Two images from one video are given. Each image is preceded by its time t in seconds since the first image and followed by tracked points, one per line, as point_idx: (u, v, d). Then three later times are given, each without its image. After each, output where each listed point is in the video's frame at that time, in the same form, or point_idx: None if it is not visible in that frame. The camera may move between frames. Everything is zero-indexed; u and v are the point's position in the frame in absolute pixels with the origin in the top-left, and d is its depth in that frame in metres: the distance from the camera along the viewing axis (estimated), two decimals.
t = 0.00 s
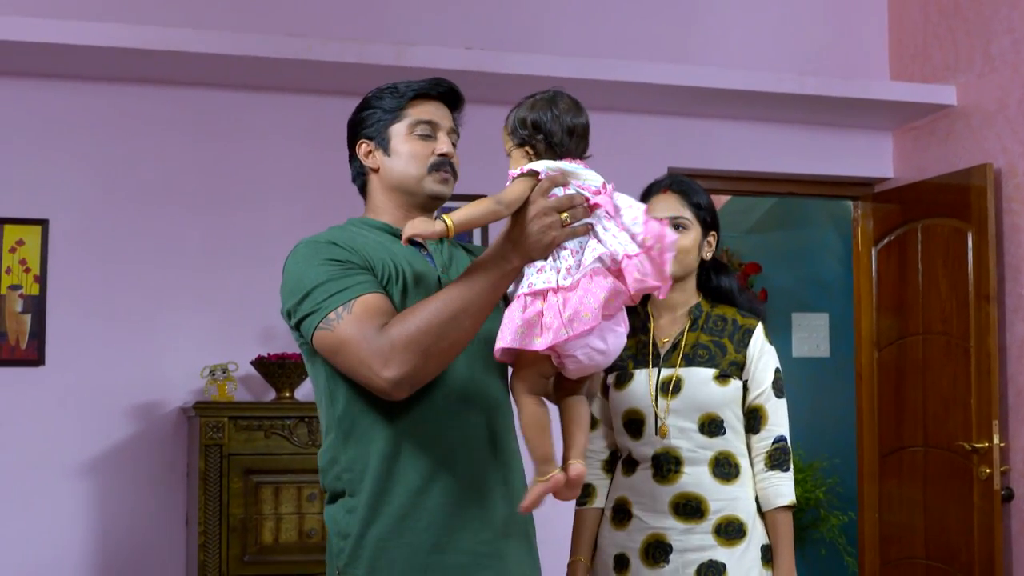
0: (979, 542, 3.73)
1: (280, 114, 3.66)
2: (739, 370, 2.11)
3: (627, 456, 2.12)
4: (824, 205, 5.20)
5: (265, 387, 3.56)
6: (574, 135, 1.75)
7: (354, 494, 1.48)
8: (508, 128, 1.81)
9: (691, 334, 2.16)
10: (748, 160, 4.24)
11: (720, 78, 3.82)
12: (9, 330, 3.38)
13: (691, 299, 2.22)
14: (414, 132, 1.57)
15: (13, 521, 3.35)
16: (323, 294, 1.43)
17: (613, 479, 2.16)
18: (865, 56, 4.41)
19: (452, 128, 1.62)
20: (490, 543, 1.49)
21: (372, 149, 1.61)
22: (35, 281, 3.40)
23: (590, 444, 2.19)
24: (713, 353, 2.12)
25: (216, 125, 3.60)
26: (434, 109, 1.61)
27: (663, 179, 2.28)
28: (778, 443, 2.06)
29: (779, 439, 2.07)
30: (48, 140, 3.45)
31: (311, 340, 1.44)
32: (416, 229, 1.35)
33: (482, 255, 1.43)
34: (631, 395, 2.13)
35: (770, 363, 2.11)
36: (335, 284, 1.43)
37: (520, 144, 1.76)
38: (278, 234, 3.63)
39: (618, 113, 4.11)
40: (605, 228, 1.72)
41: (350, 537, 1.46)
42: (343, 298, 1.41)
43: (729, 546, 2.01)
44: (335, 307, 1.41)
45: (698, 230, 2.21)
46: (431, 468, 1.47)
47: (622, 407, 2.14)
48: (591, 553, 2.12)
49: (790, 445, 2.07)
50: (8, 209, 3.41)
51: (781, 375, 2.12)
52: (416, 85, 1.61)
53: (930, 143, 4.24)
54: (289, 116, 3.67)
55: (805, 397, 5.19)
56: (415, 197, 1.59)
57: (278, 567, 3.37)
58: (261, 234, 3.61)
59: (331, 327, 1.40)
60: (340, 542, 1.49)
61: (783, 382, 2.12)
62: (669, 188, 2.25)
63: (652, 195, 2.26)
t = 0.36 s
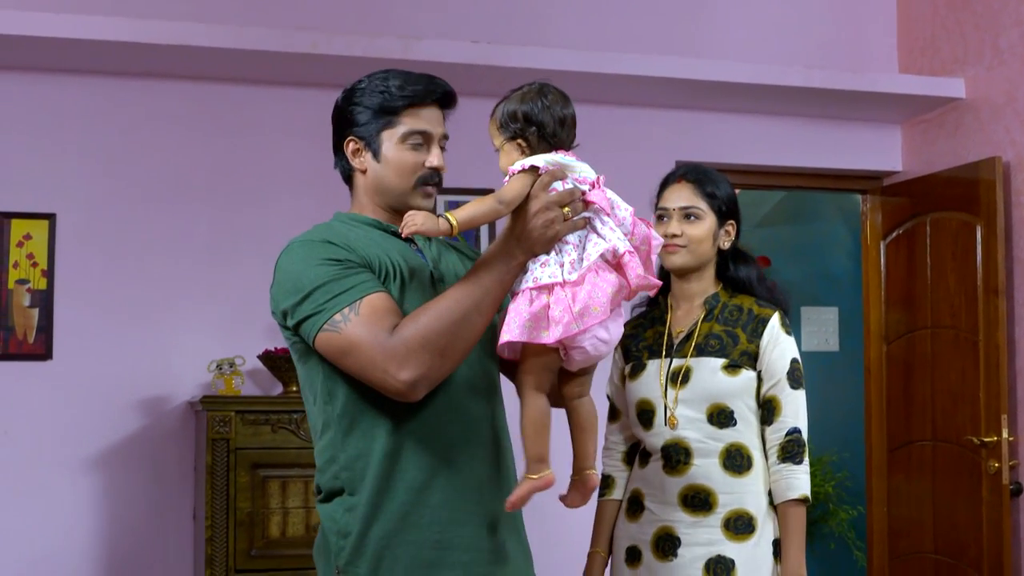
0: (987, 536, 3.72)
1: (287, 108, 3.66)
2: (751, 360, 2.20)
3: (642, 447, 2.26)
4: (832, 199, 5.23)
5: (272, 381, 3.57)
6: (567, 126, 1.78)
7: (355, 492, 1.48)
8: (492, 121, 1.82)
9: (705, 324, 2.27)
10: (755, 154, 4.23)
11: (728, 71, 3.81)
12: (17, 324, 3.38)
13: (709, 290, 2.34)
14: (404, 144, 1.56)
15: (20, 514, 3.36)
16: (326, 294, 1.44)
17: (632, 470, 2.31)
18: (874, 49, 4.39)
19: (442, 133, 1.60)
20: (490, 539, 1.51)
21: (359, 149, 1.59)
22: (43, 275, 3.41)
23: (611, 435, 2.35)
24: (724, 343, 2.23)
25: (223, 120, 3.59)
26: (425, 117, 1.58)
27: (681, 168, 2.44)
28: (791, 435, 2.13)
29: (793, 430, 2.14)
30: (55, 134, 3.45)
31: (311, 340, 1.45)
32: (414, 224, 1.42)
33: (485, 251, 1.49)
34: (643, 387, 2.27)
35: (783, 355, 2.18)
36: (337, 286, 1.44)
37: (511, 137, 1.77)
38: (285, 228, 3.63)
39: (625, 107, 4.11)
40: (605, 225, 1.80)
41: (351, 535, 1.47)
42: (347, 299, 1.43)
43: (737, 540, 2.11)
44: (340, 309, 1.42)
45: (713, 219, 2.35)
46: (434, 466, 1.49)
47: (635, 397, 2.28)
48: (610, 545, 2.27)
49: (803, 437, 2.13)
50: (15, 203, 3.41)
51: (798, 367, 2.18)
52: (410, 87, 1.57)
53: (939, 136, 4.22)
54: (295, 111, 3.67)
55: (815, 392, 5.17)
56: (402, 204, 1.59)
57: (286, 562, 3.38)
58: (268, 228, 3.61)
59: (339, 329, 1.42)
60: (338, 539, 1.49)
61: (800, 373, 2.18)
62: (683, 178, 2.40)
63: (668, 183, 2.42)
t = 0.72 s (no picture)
0: (996, 529, 3.71)
1: (293, 101, 3.66)
2: (764, 350, 2.22)
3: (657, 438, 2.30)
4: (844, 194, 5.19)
5: (279, 374, 3.57)
6: (557, 114, 1.77)
7: (366, 482, 1.54)
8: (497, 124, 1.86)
9: (719, 314, 2.30)
10: (763, 146, 4.21)
11: (736, 64, 3.80)
12: (24, 317, 3.39)
13: (726, 279, 2.37)
14: (415, 148, 1.60)
15: (25, 507, 3.36)
16: (339, 294, 1.49)
17: (648, 462, 2.35)
18: (882, 41, 4.36)
19: (452, 134, 1.64)
20: (498, 530, 1.56)
21: (370, 149, 1.64)
22: (50, 269, 3.41)
23: (628, 426, 2.40)
24: (737, 332, 2.25)
25: (230, 113, 3.59)
26: (436, 120, 1.61)
27: (699, 156, 2.47)
28: (803, 427, 2.14)
29: (806, 422, 2.15)
30: (62, 128, 3.46)
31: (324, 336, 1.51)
32: (421, 231, 1.52)
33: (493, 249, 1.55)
34: (656, 377, 2.31)
35: (797, 346, 2.19)
36: (350, 286, 1.50)
37: (508, 134, 1.79)
38: (292, 221, 3.63)
39: (632, 99, 4.10)
40: (613, 217, 1.82)
41: (361, 523, 1.53)
42: (358, 298, 1.48)
43: (746, 533, 2.14)
44: (353, 309, 1.48)
45: (728, 208, 2.37)
46: (443, 458, 1.54)
47: (648, 387, 2.33)
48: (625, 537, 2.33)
49: (815, 429, 2.14)
50: (23, 196, 3.42)
51: (812, 359, 2.19)
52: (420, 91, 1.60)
53: (948, 128, 4.20)
54: (302, 104, 3.66)
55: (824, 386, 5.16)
56: (411, 203, 1.66)
57: (292, 555, 3.39)
58: (275, 221, 3.61)
59: (352, 327, 1.47)
60: (350, 527, 1.55)
61: (814, 365, 2.18)
62: (699, 167, 2.43)
63: (684, 173, 2.45)
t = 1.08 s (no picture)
0: (1005, 530, 3.66)
1: (293, 98, 3.62)
2: (777, 347, 2.18)
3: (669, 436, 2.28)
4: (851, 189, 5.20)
5: (279, 373, 3.53)
6: (553, 113, 1.76)
7: (371, 481, 1.51)
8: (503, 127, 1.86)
9: (732, 310, 2.26)
10: (769, 142, 4.17)
11: (743, 59, 3.75)
12: (21, 316, 3.36)
13: (740, 276, 2.33)
14: (420, 145, 1.59)
15: (23, 508, 3.33)
16: (340, 294, 1.47)
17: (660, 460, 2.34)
18: (890, 35, 4.30)
19: (458, 132, 1.62)
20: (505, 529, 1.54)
21: (375, 145, 1.62)
22: (48, 267, 3.38)
23: (642, 424, 2.38)
24: (750, 329, 2.21)
25: (230, 109, 3.56)
26: (442, 118, 1.60)
27: (712, 152, 2.41)
28: (817, 426, 2.10)
29: (819, 422, 2.10)
30: (60, 125, 3.42)
31: (326, 336, 1.49)
32: (430, 236, 1.55)
33: (497, 246, 1.52)
34: (668, 375, 2.29)
35: (811, 343, 2.14)
36: (352, 285, 1.47)
37: (508, 133, 1.79)
38: (293, 219, 3.59)
39: (636, 95, 4.05)
40: (615, 217, 1.79)
41: (366, 522, 1.51)
42: (360, 298, 1.46)
43: (757, 534, 2.10)
44: (354, 308, 1.46)
45: (743, 204, 2.32)
46: (448, 457, 1.51)
47: (660, 385, 2.31)
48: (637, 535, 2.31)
49: (829, 428, 2.09)
50: (20, 194, 3.39)
51: (827, 356, 2.14)
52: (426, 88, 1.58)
53: (956, 124, 4.14)
54: (303, 100, 3.63)
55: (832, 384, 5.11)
56: (415, 201, 1.63)
57: (291, 555, 3.36)
58: (275, 219, 3.57)
59: (354, 326, 1.45)
60: (355, 526, 1.53)
61: (829, 363, 2.14)
62: (711, 163, 2.38)
63: (697, 169, 2.40)
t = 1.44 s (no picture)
0: None
1: (288, 93, 3.51)
2: (794, 352, 2.04)
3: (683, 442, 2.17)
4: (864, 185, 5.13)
5: (273, 377, 3.42)
6: (559, 115, 1.67)
7: (366, 489, 1.45)
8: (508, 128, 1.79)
9: (749, 312, 2.13)
10: (780, 139, 4.04)
11: (753, 52, 3.62)
12: (6, 318, 3.25)
13: (758, 278, 2.20)
14: (421, 143, 1.53)
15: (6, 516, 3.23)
16: (334, 295, 1.42)
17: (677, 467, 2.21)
18: (906, 27, 4.17)
19: (460, 131, 1.57)
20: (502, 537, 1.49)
21: (376, 143, 1.55)
22: (34, 268, 3.27)
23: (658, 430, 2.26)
24: (766, 332, 2.08)
25: (223, 105, 3.45)
26: (443, 116, 1.54)
27: (729, 147, 2.27)
28: (835, 434, 1.97)
29: (838, 430, 1.97)
30: (46, 121, 3.32)
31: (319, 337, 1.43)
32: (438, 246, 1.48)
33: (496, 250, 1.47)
34: (682, 379, 2.18)
35: (830, 347, 2.00)
36: (346, 286, 1.42)
37: (514, 137, 1.72)
38: (288, 218, 3.48)
39: (642, 90, 3.93)
40: (621, 223, 1.69)
41: (361, 532, 1.45)
42: (355, 299, 1.40)
43: (770, 546, 1.98)
44: (348, 309, 1.40)
45: (761, 202, 2.18)
46: (445, 463, 1.46)
47: (674, 389, 2.20)
48: (650, 545, 2.19)
49: (847, 437, 1.96)
50: (5, 192, 3.28)
51: (848, 361, 1.99)
52: (430, 85, 1.53)
53: (974, 119, 4.00)
54: (299, 95, 3.52)
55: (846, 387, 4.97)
56: (414, 201, 1.57)
57: (285, 566, 3.25)
58: (269, 218, 3.47)
59: (348, 329, 1.39)
60: (349, 535, 1.47)
61: (849, 368, 1.99)
62: (729, 159, 2.23)
63: (714, 166, 2.26)
